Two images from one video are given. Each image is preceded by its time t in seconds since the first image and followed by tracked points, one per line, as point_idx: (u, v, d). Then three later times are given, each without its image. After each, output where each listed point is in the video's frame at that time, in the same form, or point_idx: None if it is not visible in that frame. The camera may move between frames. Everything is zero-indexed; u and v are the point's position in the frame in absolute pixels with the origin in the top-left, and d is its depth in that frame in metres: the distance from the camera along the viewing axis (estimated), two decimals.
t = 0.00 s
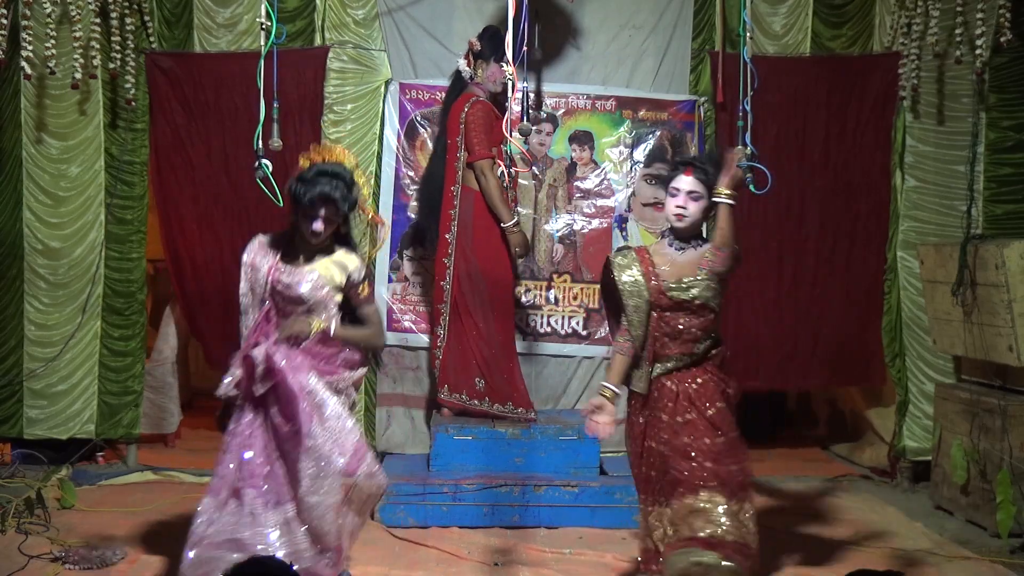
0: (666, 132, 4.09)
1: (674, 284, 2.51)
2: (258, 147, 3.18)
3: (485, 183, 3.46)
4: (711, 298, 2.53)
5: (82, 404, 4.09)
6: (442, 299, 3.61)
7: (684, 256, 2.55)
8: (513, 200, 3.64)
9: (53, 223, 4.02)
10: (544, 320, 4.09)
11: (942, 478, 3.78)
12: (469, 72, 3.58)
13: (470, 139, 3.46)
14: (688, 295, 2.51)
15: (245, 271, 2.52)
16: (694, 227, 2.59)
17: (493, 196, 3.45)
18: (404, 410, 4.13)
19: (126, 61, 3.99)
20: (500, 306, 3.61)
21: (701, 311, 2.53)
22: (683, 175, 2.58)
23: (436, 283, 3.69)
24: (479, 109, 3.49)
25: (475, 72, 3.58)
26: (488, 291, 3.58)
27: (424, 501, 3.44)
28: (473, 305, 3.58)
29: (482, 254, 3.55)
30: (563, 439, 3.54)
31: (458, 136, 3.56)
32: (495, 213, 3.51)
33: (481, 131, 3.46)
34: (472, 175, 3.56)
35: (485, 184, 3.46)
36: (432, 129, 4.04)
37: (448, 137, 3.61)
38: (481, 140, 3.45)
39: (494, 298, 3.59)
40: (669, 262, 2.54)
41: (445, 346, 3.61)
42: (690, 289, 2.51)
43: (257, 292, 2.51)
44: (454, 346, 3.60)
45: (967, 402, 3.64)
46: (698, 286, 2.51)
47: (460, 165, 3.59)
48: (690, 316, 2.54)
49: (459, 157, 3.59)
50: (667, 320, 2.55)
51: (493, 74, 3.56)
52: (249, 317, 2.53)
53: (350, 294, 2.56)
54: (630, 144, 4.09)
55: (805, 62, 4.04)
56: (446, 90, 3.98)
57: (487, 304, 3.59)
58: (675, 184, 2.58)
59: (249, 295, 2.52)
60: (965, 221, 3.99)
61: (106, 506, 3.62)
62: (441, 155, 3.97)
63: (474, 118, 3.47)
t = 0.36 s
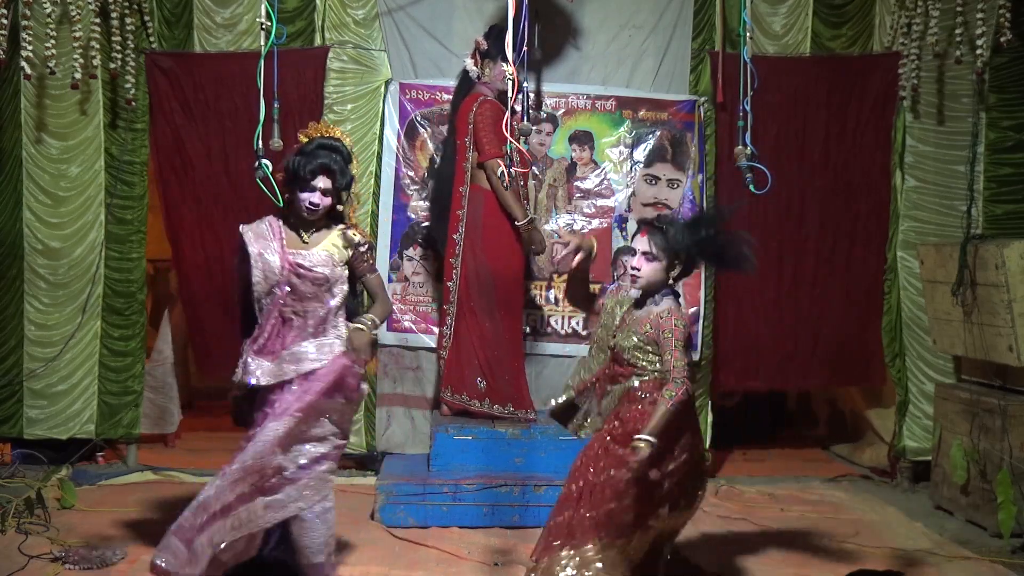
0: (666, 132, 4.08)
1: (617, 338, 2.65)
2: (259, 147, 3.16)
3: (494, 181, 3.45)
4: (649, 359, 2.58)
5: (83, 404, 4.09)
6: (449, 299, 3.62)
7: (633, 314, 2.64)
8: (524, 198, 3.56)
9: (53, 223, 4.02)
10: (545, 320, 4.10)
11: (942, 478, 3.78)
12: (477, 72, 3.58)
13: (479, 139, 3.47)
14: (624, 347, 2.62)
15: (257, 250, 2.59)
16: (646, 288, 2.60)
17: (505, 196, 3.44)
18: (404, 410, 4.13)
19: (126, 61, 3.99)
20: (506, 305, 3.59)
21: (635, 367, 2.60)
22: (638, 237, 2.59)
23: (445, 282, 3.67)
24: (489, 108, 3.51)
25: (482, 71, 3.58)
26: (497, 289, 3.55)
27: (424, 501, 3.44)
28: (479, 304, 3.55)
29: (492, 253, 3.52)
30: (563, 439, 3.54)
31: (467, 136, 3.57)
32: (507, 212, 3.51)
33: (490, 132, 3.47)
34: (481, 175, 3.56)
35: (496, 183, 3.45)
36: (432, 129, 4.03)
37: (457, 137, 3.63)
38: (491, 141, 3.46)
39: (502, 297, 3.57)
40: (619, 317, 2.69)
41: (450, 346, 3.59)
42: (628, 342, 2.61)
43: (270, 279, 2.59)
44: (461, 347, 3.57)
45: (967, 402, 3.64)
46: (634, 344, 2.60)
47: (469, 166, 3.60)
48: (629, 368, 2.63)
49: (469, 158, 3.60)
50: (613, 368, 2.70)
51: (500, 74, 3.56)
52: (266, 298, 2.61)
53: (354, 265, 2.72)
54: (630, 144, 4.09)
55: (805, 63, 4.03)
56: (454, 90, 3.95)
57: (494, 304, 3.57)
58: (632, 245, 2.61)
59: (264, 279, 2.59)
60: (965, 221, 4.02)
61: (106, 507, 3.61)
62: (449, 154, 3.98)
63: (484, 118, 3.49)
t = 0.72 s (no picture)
0: (666, 132, 4.09)
1: (673, 282, 2.51)
2: (259, 147, 3.14)
3: (496, 184, 3.48)
4: (713, 292, 2.56)
5: (83, 404, 4.09)
6: (455, 305, 3.61)
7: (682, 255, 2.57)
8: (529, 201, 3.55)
9: (53, 223, 4.02)
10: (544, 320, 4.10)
11: (942, 478, 3.78)
12: (483, 75, 3.60)
13: (482, 143, 3.49)
14: (692, 293, 2.52)
15: (305, 254, 2.53)
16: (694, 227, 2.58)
17: (506, 199, 3.47)
18: (405, 410, 4.13)
19: (126, 61, 3.99)
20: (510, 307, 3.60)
21: (706, 307, 2.53)
22: (693, 176, 2.56)
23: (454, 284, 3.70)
24: (490, 111, 3.52)
25: (488, 75, 3.60)
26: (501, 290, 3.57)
27: (424, 502, 3.44)
28: (482, 305, 3.58)
29: (495, 253, 3.54)
30: (563, 439, 3.54)
31: (470, 139, 3.58)
32: (508, 217, 3.51)
33: (494, 136, 3.49)
34: (485, 177, 3.58)
35: (497, 186, 3.47)
36: (432, 129, 4.04)
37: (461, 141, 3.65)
38: (494, 144, 3.48)
39: (504, 299, 3.59)
40: (661, 264, 2.55)
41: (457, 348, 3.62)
42: (692, 287, 2.52)
43: (320, 286, 2.55)
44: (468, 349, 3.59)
45: (967, 402, 3.64)
46: (699, 283, 2.53)
47: (473, 170, 3.61)
48: (698, 315, 2.52)
49: (472, 161, 3.61)
50: (677, 325, 2.51)
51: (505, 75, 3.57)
52: (318, 305, 2.54)
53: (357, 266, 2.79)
54: (630, 144, 4.09)
55: (805, 62, 4.04)
56: (460, 93, 3.99)
57: (498, 304, 3.59)
58: (680, 182, 2.56)
59: (319, 282, 2.54)
60: (965, 221, 4.01)
61: (106, 507, 3.61)
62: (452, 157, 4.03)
63: (485, 121, 3.50)
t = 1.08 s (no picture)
0: (666, 132, 4.09)
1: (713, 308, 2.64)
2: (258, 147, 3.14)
3: (495, 185, 3.47)
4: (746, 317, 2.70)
5: (83, 404, 4.09)
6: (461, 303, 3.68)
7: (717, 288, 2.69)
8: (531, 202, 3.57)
9: (53, 223, 4.02)
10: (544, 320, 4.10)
11: (942, 478, 3.78)
12: (485, 75, 3.60)
13: (482, 144, 3.51)
14: (729, 318, 2.66)
15: (281, 265, 2.52)
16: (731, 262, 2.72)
17: (504, 199, 3.45)
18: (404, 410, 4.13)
19: (126, 61, 3.99)
20: (511, 310, 3.59)
21: (741, 330, 2.68)
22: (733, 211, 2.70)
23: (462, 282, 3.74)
24: (491, 112, 3.53)
25: (490, 74, 3.60)
26: (505, 290, 3.57)
27: (424, 501, 3.43)
28: (485, 305, 3.60)
29: (496, 254, 3.55)
30: (563, 439, 3.54)
31: (472, 139, 3.60)
32: (507, 218, 3.50)
33: (495, 136, 3.49)
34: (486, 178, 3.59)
35: (496, 187, 3.46)
36: (432, 129, 4.04)
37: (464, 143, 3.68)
38: (495, 145, 3.48)
39: (505, 302, 3.58)
40: (698, 293, 2.67)
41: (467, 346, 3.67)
42: (729, 314, 2.66)
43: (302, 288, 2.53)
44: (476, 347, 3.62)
45: (967, 402, 3.64)
46: (734, 308, 2.68)
47: (475, 171, 3.63)
48: (732, 336, 2.66)
49: (475, 162, 3.63)
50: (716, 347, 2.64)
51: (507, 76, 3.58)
52: (301, 319, 2.52)
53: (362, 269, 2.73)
54: (630, 144, 4.09)
55: (805, 63, 4.05)
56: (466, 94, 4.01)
57: (500, 304, 3.59)
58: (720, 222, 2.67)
59: (297, 292, 2.52)
60: (965, 221, 4.00)
61: (106, 507, 3.62)
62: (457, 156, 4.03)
63: (486, 122, 3.51)
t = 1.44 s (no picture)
0: (666, 132, 4.09)
1: (704, 285, 2.64)
2: (258, 147, 3.14)
3: (494, 185, 3.48)
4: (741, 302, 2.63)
5: (83, 404, 4.09)
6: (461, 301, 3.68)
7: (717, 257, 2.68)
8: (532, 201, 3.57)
9: (53, 223, 4.02)
10: (544, 320, 4.10)
11: (942, 478, 3.79)
12: (486, 73, 3.60)
13: (482, 143, 3.50)
14: (716, 297, 2.63)
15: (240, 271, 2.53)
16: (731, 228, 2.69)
17: (503, 199, 3.45)
18: (405, 410, 4.14)
19: (126, 61, 3.99)
20: (511, 311, 3.60)
21: (728, 315, 2.64)
22: (724, 173, 2.67)
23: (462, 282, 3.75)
24: (490, 112, 3.54)
25: (491, 73, 3.61)
26: (504, 291, 3.57)
27: (424, 501, 3.44)
28: (484, 305, 3.59)
29: (495, 254, 3.54)
30: (563, 439, 3.55)
31: (471, 139, 3.60)
32: (506, 219, 3.50)
33: (494, 136, 3.50)
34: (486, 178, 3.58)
35: (495, 186, 3.47)
36: (432, 129, 4.04)
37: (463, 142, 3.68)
38: (495, 145, 3.48)
39: (505, 302, 3.58)
40: (699, 263, 2.68)
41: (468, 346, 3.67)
42: (718, 292, 2.63)
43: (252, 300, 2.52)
44: (477, 348, 3.62)
45: (967, 402, 3.64)
46: (729, 288, 2.64)
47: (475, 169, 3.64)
48: (713, 317, 2.65)
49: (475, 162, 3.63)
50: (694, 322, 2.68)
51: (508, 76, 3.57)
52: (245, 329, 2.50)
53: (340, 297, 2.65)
54: (630, 144, 4.09)
55: (805, 63, 4.04)
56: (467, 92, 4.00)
57: (499, 304, 3.58)
58: (714, 183, 2.67)
59: (246, 299, 2.52)
60: (965, 221, 4.01)
61: (106, 507, 3.61)
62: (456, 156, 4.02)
63: (486, 122, 3.52)
